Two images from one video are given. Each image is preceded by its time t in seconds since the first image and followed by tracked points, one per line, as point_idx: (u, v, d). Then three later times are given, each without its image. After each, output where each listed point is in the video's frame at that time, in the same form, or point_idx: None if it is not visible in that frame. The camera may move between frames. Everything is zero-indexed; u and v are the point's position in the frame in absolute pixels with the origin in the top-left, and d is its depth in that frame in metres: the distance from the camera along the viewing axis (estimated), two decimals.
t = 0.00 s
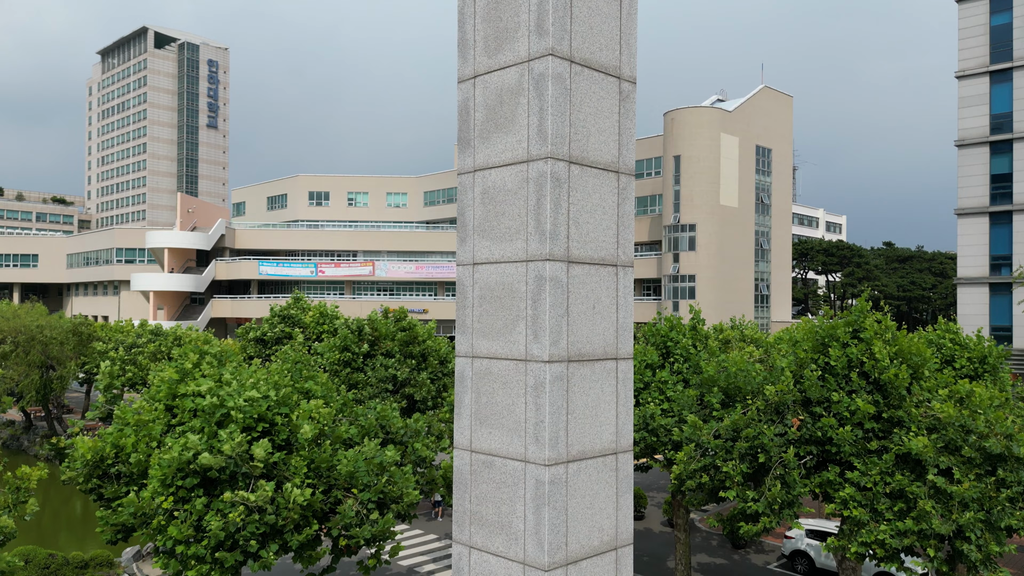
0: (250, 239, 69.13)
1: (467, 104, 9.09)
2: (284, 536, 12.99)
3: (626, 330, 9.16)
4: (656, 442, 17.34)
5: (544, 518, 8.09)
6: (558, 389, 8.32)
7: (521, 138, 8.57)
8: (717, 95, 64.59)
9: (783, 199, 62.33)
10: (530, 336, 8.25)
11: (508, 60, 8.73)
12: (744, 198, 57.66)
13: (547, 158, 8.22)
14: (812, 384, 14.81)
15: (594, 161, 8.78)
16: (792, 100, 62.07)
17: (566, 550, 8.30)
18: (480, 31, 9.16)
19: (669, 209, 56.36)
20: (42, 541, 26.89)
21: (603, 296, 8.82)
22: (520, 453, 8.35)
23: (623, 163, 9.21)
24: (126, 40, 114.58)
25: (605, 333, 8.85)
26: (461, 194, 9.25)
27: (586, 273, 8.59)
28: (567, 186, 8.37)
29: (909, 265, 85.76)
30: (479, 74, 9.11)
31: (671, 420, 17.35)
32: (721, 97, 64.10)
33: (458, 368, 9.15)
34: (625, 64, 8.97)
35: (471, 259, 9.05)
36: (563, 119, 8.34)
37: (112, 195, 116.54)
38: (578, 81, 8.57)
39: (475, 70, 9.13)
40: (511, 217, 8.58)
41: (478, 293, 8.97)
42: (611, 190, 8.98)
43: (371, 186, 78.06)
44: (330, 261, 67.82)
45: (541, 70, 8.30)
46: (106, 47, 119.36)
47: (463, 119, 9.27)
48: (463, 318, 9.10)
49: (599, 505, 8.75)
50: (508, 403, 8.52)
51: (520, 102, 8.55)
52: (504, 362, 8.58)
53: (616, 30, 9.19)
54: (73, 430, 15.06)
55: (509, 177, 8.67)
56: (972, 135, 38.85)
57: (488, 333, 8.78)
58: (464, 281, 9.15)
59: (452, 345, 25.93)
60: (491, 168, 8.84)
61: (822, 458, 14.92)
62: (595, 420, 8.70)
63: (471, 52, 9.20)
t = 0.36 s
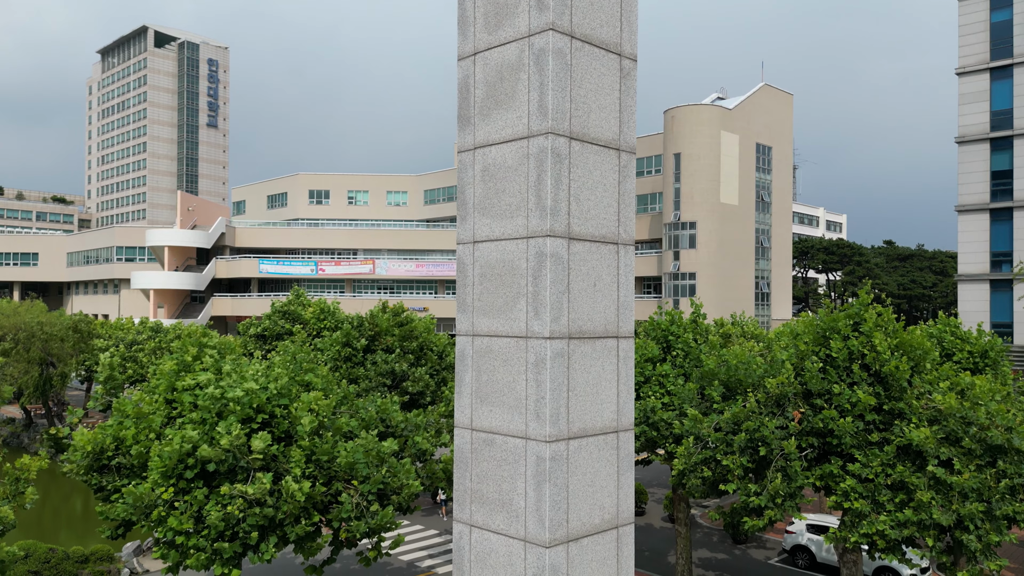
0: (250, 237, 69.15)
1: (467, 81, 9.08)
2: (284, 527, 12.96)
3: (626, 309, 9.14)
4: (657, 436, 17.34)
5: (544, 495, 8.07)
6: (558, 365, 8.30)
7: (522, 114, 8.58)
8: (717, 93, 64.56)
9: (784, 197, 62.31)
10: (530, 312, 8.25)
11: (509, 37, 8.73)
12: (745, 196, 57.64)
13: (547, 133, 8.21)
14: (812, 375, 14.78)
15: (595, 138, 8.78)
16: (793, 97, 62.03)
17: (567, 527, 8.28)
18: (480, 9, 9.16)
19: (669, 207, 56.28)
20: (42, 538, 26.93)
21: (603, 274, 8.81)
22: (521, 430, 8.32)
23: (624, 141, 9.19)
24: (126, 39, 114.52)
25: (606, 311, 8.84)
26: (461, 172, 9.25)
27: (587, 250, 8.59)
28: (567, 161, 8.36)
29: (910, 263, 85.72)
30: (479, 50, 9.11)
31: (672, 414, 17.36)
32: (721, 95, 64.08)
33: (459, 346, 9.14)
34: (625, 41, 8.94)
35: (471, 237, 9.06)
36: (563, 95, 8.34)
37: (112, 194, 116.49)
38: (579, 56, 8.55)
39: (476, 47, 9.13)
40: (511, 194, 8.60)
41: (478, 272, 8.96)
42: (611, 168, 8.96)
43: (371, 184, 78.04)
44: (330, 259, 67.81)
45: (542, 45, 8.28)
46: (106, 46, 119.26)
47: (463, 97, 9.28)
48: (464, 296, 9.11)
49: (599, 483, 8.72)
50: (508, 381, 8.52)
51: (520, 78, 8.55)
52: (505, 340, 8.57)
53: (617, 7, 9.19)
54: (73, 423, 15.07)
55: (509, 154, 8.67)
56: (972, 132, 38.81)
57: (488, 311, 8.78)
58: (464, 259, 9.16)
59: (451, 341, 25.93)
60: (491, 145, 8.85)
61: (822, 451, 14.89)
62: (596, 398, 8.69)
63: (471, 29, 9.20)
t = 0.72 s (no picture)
0: (251, 236, 69.22)
1: (468, 58, 9.08)
2: (284, 518, 12.95)
3: (628, 288, 9.13)
4: (659, 429, 17.32)
5: (546, 471, 8.05)
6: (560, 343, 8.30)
7: (523, 91, 8.59)
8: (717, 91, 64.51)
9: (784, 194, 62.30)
10: (532, 289, 8.26)
11: (510, 13, 8.73)
12: (745, 194, 57.65)
13: (548, 109, 8.22)
14: (814, 366, 14.76)
15: (596, 115, 8.78)
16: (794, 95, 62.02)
17: (569, 503, 8.26)
18: None
19: (670, 205, 56.21)
20: (44, 534, 27.02)
21: (605, 252, 8.82)
22: (523, 407, 8.32)
23: (625, 119, 9.19)
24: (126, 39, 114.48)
25: (608, 289, 8.84)
26: (462, 149, 9.27)
27: (589, 227, 8.60)
28: (569, 137, 8.36)
29: (910, 262, 85.70)
30: (480, 27, 9.10)
31: (673, 408, 17.35)
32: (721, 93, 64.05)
33: (460, 325, 9.15)
34: (626, 18, 8.95)
35: (473, 216, 9.09)
36: (565, 71, 8.35)
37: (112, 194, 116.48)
38: (581, 33, 8.55)
39: (477, 24, 9.13)
40: (513, 170, 8.61)
41: (480, 250, 8.98)
42: (613, 146, 8.96)
43: (371, 183, 78.02)
44: (331, 257, 67.80)
45: (543, 21, 8.29)
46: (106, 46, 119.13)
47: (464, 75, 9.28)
48: (466, 275, 9.13)
49: (601, 462, 8.72)
50: (510, 358, 8.52)
51: (522, 54, 8.55)
52: (507, 317, 8.58)
53: None
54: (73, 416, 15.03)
55: (510, 130, 8.68)
56: (972, 129, 38.80)
57: (490, 289, 8.80)
58: (466, 237, 9.18)
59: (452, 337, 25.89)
60: (493, 122, 8.86)
61: (823, 443, 14.87)
62: (598, 376, 8.68)
63: (472, 7, 9.19)
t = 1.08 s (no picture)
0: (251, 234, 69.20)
1: (472, 36, 9.06)
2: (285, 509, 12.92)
3: (633, 267, 9.13)
4: (660, 423, 17.29)
5: (551, 448, 8.04)
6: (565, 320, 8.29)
7: (528, 67, 8.56)
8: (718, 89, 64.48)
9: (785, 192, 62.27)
10: (537, 266, 8.25)
11: None
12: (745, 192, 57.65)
13: (553, 84, 8.21)
14: (815, 358, 14.73)
15: (601, 92, 8.77)
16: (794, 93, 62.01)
17: (573, 480, 8.25)
18: None
19: (670, 203, 56.22)
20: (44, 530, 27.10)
21: (610, 229, 8.82)
22: (527, 384, 8.31)
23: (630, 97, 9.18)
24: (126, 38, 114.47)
25: (612, 268, 8.83)
26: (466, 127, 9.25)
27: (594, 204, 8.59)
28: (574, 113, 8.35)
29: (910, 261, 85.72)
30: (484, 6, 9.09)
31: (675, 403, 17.32)
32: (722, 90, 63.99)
33: (464, 304, 9.14)
34: None
35: (477, 193, 9.08)
36: (570, 47, 8.34)
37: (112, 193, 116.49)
38: (585, 10, 8.54)
39: (481, 2, 9.12)
40: (517, 147, 8.59)
41: (484, 229, 8.95)
42: (618, 123, 8.94)
43: (371, 181, 77.97)
44: (331, 255, 67.81)
45: None
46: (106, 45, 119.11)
47: (468, 54, 9.27)
48: (470, 253, 9.13)
49: (606, 440, 8.71)
50: (514, 335, 8.51)
51: (526, 31, 8.54)
52: (511, 295, 8.57)
53: None
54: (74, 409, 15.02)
55: (515, 107, 8.67)
56: (973, 126, 38.79)
57: (494, 267, 8.79)
58: (470, 216, 9.17)
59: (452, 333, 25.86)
60: (497, 99, 8.85)
61: (825, 436, 14.87)
62: (602, 354, 8.67)
63: None
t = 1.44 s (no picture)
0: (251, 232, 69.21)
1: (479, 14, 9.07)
2: (287, 500, 12.91)
3: (639, 246, 9.16)
4: (661, 417, 17.30)
5: (557, 425, 8.06)
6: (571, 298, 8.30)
7: (535, 44, 8.57)
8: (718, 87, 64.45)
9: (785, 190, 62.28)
10: (543, 243, 8.25)
11: None
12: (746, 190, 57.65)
13: (561, 60, 8.24)
14: (817, 350, 14.71)
15: (608, 70, 8.79)
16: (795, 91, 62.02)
17: (579, 458, 8.27)
18: None
19: (670, 201, 56.24)
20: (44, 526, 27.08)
21: (617, 208, 8.83)
22: (534, 361, 8.31)
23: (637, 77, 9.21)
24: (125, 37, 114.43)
25: (619, 246, 8.85)
26: (473, 105, 9.26)
27: (600, 182, 8.61)
28: (581, 89, 8.37)
29: (910, 259, 85.76)
30: None
31: (677, 397, 17.31)
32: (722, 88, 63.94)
33: (471, 283, 9.15)
34: None
35: (483, 172, 9.07)
36: (577, 24, 8.36)
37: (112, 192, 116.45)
38: None
39: None
40: (525, 124, 8.60)
41: (490, 207, 8.95)
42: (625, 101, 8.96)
43: (371, 180, 77.95)
44: (331, 253, 67.82)
45: None
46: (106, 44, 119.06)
47: (475, 32, 9.28)
48: (476, 232, 9.14)
49: (611, 418, 8.73)
50: (521, 312, 8.51)
51: (534, 9, 8.56)
52: (517, 273, 8.58)
53: None
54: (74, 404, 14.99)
55: (522, 84, 8.67)
56: (974, 123, 38.81)
57: (500, 245, 8.79)
58: (476, 195, 9.19)
59: (453, 329, 25.83)
60: (504, 77, 8.86)
61: (826, 428, 14.86)
62: (608, 332, 8.68)
63: None
